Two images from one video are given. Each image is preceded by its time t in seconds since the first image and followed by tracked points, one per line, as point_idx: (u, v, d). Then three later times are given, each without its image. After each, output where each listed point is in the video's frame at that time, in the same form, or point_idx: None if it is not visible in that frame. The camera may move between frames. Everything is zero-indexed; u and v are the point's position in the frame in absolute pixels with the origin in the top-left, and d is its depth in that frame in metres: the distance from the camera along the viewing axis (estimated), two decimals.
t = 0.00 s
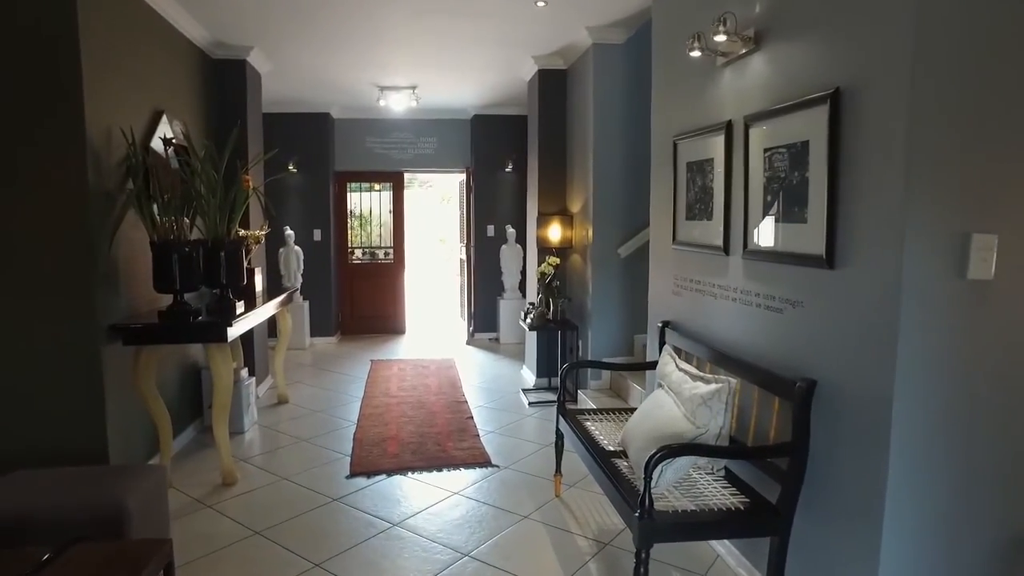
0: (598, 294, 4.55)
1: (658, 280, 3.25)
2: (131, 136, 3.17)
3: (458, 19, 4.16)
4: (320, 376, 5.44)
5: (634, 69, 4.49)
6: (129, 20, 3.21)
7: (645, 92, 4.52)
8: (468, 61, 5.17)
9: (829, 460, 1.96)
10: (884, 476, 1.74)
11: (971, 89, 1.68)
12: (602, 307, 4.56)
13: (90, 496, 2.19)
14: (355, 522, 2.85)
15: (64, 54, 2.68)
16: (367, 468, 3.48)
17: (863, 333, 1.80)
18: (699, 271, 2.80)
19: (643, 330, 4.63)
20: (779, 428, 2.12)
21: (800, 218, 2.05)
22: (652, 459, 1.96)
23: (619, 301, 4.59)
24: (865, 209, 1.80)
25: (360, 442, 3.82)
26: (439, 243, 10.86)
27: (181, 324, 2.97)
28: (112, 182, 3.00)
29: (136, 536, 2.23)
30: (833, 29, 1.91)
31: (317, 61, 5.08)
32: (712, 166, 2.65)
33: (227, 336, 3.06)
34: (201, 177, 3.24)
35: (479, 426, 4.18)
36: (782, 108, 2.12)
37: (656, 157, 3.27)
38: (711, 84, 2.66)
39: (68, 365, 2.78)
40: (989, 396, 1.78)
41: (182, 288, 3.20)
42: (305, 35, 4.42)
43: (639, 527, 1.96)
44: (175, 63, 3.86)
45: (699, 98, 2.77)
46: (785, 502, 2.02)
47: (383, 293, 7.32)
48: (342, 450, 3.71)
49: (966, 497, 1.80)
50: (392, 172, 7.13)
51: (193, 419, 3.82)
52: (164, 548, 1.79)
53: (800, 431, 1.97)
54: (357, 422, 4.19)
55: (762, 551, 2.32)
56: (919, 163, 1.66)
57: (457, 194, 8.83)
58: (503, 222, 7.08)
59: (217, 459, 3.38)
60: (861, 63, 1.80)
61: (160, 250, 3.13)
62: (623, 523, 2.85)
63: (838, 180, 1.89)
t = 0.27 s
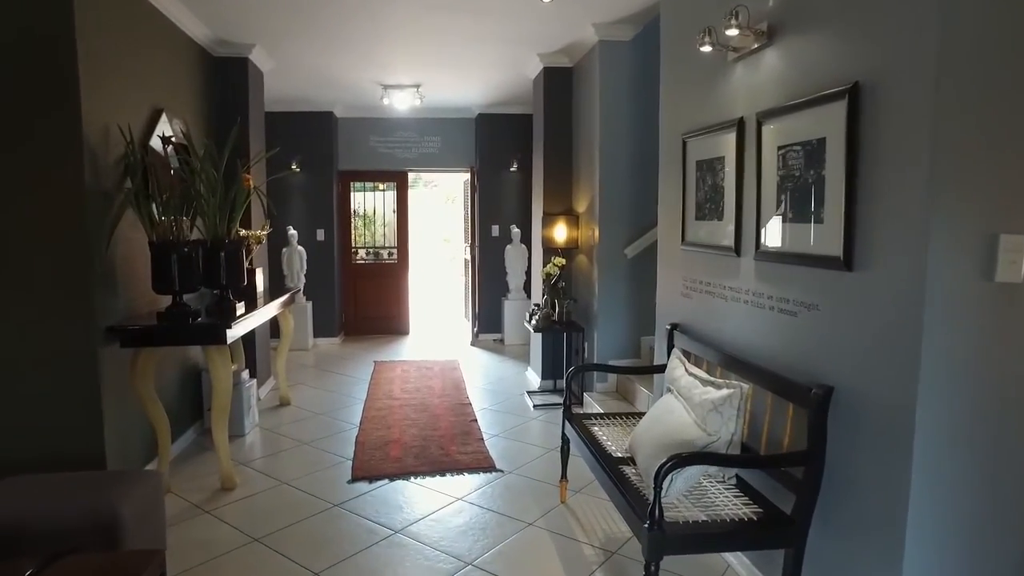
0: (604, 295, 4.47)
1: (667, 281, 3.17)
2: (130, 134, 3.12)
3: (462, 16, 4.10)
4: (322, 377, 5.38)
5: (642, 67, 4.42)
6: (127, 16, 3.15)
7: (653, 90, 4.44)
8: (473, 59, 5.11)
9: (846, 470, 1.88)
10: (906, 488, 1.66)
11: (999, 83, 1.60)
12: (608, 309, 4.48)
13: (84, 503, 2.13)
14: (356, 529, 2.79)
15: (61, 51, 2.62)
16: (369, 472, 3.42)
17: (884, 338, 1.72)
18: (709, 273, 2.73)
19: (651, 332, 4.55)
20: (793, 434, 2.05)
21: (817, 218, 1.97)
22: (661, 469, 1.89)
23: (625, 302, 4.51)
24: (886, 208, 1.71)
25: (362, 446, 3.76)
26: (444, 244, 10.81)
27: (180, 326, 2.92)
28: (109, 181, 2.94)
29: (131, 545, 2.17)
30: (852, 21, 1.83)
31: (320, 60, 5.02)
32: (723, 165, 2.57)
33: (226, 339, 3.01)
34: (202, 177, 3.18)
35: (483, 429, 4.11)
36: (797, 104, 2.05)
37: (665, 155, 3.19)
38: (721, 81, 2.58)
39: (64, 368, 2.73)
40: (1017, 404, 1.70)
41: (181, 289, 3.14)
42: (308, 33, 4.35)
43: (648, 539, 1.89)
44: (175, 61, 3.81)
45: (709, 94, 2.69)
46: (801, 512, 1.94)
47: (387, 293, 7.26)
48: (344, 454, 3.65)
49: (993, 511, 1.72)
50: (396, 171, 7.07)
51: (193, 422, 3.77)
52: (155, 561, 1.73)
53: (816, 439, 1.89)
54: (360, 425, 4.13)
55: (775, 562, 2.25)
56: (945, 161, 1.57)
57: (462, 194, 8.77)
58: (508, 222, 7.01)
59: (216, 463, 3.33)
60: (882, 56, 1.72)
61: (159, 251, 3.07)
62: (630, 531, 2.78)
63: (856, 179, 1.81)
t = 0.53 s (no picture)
0: (611, 297, 4.38)
1: (677, 284, 3.08)
2: (126, 133, 3.05)
3: (466, 13, 4.01)
4: (325, 380, 5.31)
5: (650, 64, 4.32)
6: (123, 12, 3.08)
7: (661, 88, 4.35)
8: (478, 56, 5.02)
9: (868, 485, 1.78)
10: (934, 507, 1.57)
11: None
12: (614, 311, 4.39)
13: (71, 517, 2.06)
14: (356, 538, 2.71)
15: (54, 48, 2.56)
16: (370, 479, 3.34)
17: (911, 348, 1.63)
18: (721, 276, 2.64)
19: (658, 335, 4.46)
20: (810, 446, 1.96)
21: (837, 220, 1.88)
22: (672, 483, 1.80)
23: (633, 305, 4.42)
24: (913, 210, 1.62)
25: (364, 451, 3.68)
26: (449, 244, 10.74)
27: (176, 330, 2.85)
28: (105, 181, 2.88)
29: (119, 559, 2.11)
30: (876, 13, 1.74)
31: (322, 58, 4.95)
32: (736, 164, 2.48)
33: (224, 342, 2.94)
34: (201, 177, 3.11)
35: (488, 434, 4.03)
36: (815, 101, 1.96)
37: (675, 154, 3.10)
38: (734, 77, 2.49)
39: (57, 372, 2.66)
40: None
41: (179, 291, 3.07)
42: (309, 30, 4.28)
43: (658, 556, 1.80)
44: (175, 59, 3.74)
45: (721, 91, 2.60)
46: (819, 529, 1.85)
47: (391, 294, 7.19)
48: (345, 460, 3.58)
49: None
50: (400, 170, 6.99)
51: (192, 426, 3.70)
52: None
53: (835, 452, 1.80)
54: (362, 430, 4.05)
55: None
56: (979, 160, 1.48)
57: (467, 194, 8.69)
58: (513, 222, 6.93)
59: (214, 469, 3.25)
60: (908, 48, 1.62)
61: (156, 252, 3.01)
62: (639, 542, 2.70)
63: (881, 179, 1.72)
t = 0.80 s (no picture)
0: (619, 299, 4.30)
1: (687, 285, 3.00)
2: (124, 131, 2.99)
3: (471, 9, 3.94)
4: (328, 381, 5.25)
5: (658, 61, 4.24)
6: (121, 7, 3.01)
7: (670, 86, 4.26)
8: (483, 54, 4.95)
9: (891, 499, 1.70)
10: (961, 524, 1.48)
11: None
12: (622, 313, 4.30)
13: (63, 527, 2.01)
14: (357, 547, 2.64)
15: (48, 43, 2.49)
16: (372, 484, 3.27)
17: (938, 356, 1.54)
18: (733, 278, 2.55)
19: (667, 338, 4.37)
20: (827, 456, 1.87)
21: (857, 220, 1.79)
22: (683, 496, 1.72)
23: (640, 306, 4.33)
24: (941, 210, 1.53)
25: (366, 455, 3.61)
26: (455, 244, 10.67)
27: (174, 332, 2.78)
28: (102, 180, 2.81)
29: (112, 571, 2.05)
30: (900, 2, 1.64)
31: (325, 56, 4.89)
32: (749, 162, 2.39)
33: (222, 345, 2.87)
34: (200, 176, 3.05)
35: (492, 437, 3.95)
36: (834, 96, 1.87)
37: (684, 152, 3.02)
38: (747, 72, 2.40)
39: (52, 375, 2.60)
40: None
41: (177, 292, 3.01)
42: (312, 27, 4.21)
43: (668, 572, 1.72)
44: (175, 56, 3.69)
45: (733, 87, 2.52)
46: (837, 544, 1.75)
47: (396, 294, 7.13)
48: (347, 464, 3.51)
49: None
50: (405, 170, 6.93)
51: (192, 429, 3.64)
52: None
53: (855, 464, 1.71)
54: (364, 433, 3.98)
55: None
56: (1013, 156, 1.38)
57: (472, 193, 8.62)
58: (519, 222, 6.85)
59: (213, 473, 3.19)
60: (936, 39, 1.53)
61: (154, 252, 2.94)
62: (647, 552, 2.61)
63: (905, 177, 1.63)
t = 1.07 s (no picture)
0: (626, 299, 4.23)
1: (697, 286, 2.93)
2: (124, 128, 2.94)
3: (476, 5, 3.88)
4: (333, 382, 5.21)
5: (667, 57, 4.16)
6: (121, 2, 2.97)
7: (679, 83, 4.18)
8: (489, 51, 4.89)
9: (911, 510, 1.62)
10: (986, 538, 1.41)
11: None
12: (629, 313, 4.23)
13: (56, 533, 1.97)
14: (358, 552, 2.59)
15: (45, 39, 2.45)
16: (375, 487, 3.22)
17: (963, 361, 1.46)
18: (744, 278, 2.48)
19: (676, 339, 4.30)
20: (844, 464, 1.79)
21: (877, 219, 1.71)
22: (694, 505, 1.66)
23: (649, 307, 4.26)
24: (967, 207, 1.45)
25: (370, 457, 3.56)
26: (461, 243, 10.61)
27: (174, 333, 2.74)
28: (101, 178, 2.77)
29: None
30: None
31: (330, 53, 4.84)
32: (762, 159, 2.31)
33: (223, 346, 2.82)
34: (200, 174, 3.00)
35: (498, 439, 3.90)
36: (852, 89, 1.79)
37: (694, 150, 2.94)
38: (760, 66, 2.33)
39: (50, 377, 2.56)
40: None
41: (177, 292, 2.97)
42: (316, 24, 4.17)
43: None
44: (177, 53, 3.64)
45: (745, 82, 2.44)
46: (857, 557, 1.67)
47: (401, 294, 7.08)
48: (350, 467, 3.46)
49: None
50: (411, 168, 6.88)
51: (194, 430, 3.60)
52: None
53: (874, 473, 1.64)
54: (368, 435, 3.93)
55: None
56: None
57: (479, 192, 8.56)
58: (526, 221, 6.79)
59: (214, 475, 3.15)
60: (962, 28, 1.46)
61: (154, 252, 2.90)
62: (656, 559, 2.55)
63: (929, 173, 1.55)
